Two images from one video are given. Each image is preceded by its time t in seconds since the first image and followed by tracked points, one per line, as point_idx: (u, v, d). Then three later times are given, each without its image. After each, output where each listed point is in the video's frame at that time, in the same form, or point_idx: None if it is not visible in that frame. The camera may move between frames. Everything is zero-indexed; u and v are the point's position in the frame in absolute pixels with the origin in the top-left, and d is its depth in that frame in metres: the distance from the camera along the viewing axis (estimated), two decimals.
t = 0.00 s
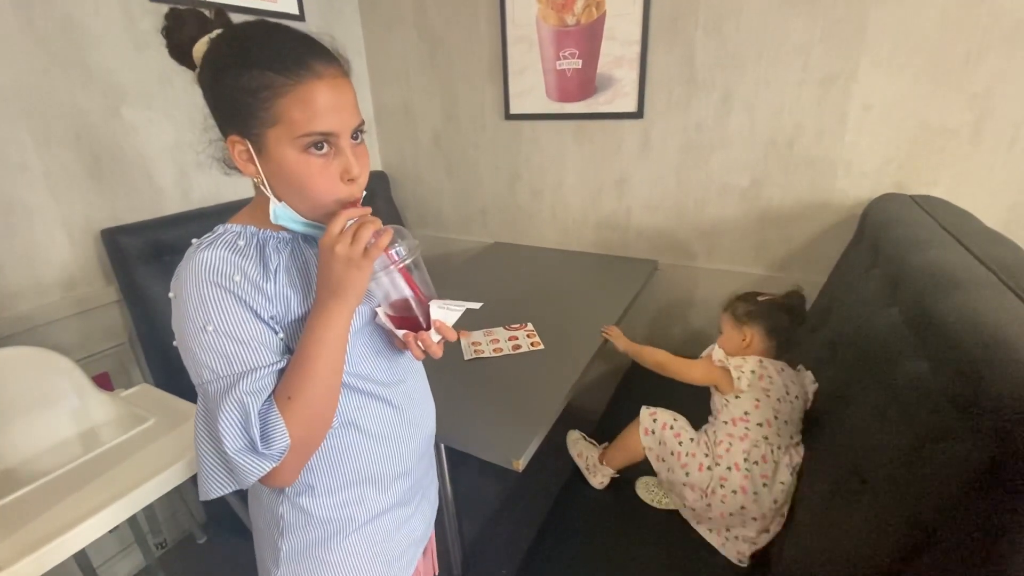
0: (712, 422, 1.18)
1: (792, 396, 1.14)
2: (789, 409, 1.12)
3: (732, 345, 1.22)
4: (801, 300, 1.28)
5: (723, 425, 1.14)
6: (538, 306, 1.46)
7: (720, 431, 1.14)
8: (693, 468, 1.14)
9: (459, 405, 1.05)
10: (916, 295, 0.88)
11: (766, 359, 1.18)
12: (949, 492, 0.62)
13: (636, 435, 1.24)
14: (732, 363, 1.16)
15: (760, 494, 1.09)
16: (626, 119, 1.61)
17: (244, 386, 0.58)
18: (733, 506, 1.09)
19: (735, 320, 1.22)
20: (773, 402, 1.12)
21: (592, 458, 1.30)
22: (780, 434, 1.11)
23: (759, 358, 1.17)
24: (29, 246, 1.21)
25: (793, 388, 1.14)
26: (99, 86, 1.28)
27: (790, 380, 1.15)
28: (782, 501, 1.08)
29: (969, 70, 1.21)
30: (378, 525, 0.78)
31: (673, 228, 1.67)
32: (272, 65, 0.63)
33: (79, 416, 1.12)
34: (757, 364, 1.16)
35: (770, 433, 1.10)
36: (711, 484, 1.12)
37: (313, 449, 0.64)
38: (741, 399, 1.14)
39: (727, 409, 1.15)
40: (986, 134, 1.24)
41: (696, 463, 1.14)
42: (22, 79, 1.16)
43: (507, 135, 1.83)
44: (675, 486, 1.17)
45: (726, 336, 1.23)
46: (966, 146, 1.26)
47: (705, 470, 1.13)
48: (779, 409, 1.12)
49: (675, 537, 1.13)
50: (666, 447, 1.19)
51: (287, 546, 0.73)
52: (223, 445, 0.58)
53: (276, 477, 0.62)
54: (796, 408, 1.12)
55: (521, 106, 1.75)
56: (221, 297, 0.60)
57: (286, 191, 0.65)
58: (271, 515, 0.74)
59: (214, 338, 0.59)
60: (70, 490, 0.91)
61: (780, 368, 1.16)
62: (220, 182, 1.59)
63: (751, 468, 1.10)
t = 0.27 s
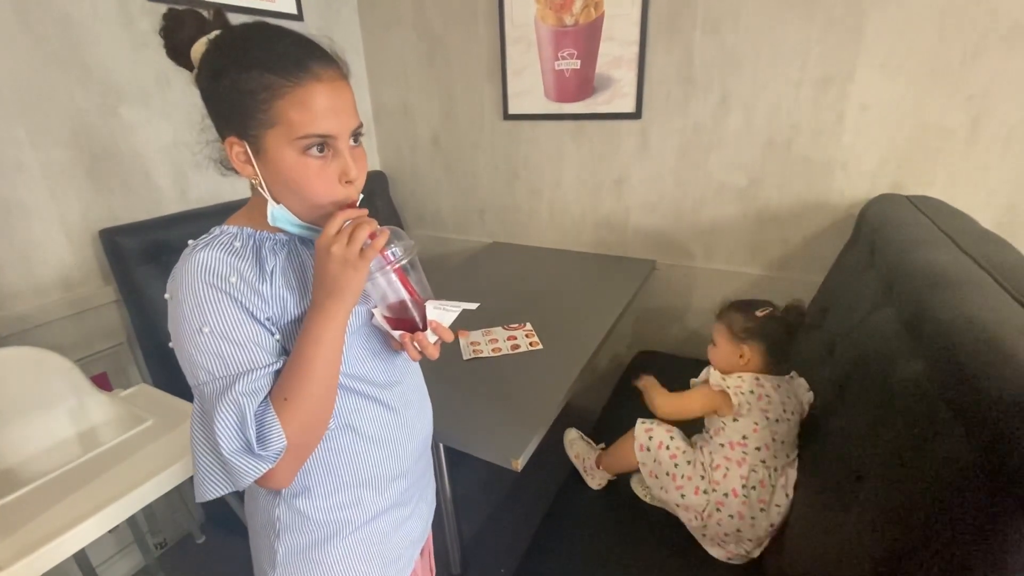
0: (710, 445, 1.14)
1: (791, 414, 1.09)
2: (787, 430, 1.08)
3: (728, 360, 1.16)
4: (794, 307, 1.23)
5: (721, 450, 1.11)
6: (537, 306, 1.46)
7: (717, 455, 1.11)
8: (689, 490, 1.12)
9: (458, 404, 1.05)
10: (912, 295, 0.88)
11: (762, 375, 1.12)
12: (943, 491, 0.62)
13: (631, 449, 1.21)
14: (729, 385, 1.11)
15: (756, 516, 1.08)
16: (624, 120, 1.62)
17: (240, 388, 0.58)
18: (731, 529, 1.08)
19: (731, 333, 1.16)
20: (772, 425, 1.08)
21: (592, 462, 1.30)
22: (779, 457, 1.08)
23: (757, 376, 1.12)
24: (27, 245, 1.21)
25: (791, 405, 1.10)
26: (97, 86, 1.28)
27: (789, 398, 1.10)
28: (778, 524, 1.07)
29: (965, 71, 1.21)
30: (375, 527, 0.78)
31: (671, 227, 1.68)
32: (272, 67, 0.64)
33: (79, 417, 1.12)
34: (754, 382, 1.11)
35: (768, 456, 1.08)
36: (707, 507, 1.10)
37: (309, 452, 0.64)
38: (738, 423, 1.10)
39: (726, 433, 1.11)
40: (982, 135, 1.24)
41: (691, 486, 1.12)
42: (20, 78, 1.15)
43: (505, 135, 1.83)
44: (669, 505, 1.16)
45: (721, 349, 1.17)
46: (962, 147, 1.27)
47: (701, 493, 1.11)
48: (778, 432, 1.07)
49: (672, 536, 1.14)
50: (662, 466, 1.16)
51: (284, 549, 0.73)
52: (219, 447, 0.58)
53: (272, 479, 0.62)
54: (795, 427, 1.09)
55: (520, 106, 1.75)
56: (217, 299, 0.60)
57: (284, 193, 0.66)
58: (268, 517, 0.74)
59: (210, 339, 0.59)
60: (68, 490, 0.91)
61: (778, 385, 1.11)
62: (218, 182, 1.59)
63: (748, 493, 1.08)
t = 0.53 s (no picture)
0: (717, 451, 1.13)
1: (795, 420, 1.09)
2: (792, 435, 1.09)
3: (744, 368, 1.12)
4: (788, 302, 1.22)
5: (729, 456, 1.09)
6: (535, 306, 1.47)
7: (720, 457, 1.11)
8: (688, 490, 1.11)
9: (456, 404, 1.05)
10: (908, 295, 0.89)
11: (776, 385, 1.10)
12: (938, 490, 0.63)
13: (631, 448, 1.21)
14: (751, 399, 1.07)
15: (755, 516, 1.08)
16: (622, 119, 1.62)
17: (237, 389, 0.58)
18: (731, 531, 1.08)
19: (751, 341, 1.11)
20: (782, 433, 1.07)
21: (590, 460, 1.30)
22: (782, 461, 1.08)
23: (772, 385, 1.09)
24: (23, 246, 1.20)
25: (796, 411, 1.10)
26: (93, 85, 1.28)
27: (795, 405, 1.10)
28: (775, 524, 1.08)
29: (961, 72, 1.22)
30: (372, 528, 0.78)
31: (668, 227, 1.68)
32: (270, 67, 0.64)
33: (77, 417, 1.12)
34: (771, 394, 1.08)
35: (771, 460, 1.08)
36: (707, 506, 1.10)
37: (306, 453, 0.64)
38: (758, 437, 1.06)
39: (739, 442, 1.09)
40: (978, 135, 1.25)
41: (691, 485, 1.11)
42: (16, 78, 1.15)
43: (503, 134, 1.83)
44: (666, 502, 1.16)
45: (739, 358, 1.12)
46: (958, 147, 1.28)
47: (700, 493, 1.10)
48: (784, 439, 1.08)
49: (669, 535, 1.14)
50: (662, 465, 1.16)
51: (280, 550, 0.73)
52: (216, 448, 0.58)
53: (269, 480, 0.63)
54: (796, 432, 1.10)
55: (518, 106, 1.75)
56: (213, 300, 0.60)
57: (281, 194, 0.66)
58: (264, 517, 0.74)
59: (207, 340, 0.59)
60: (65, 491, 0.91)
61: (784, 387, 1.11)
62: (216, 182, 1.58)
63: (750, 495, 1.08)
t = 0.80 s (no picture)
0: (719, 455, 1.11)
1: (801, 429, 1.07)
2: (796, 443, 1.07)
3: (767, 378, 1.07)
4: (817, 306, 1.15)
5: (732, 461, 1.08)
6: (532, 305, 1.47)
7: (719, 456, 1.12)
8: (683, 486, 1.12)
9: (453, 402, 1.06)
10: (903, 293, 0.89)
11: (794, 395, 1.05)
12: (932, 488, 0.63)
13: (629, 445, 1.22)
14: (769, 411, 1.02)
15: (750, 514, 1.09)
16: (619, 118, 1.62)
17: (231, 388, 0.58)
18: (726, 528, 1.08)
19: (780, 351, 1.05)
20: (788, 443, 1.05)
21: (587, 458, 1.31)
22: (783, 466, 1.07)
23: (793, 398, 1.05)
24: (18, 244, 1.20)
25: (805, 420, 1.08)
26: (88, 83, 1.27)
27: (806, 413, 1.07)
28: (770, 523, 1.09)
29: (956, 70, 1.22)
30: (368, 527, 0.78)
31: (665, 226, 1.68)
32: (264, 64, 0.63)
33: (72, 417, 1.12)
34: (790, 408, 1.03)
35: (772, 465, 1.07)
36: (702, 503, 1.10)
37: (302, 452, 0.64)
38: (766, 447, 1.04)
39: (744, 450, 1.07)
40: (973, 134, 1.25)
41: (686, 481, 1.12)
42: (10, 76, 1.14)
43: (501, 133, 1.83)
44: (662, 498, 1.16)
45: (764, 367, 1.06)
46: (953, 146, 1.28)
47: (696, 489, 1.11)
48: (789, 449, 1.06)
49: (666, 532, 1.14)
50: (658, 460, 1.17)
51: (276, 549, 0.73)
52: (211, 447, 0.58)
53: (264, 479, 0.62)
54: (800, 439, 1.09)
55: (515, 105, 1.75)
56: (207, 298, 0.60)
57: (275, 192, 0.65)
58: (259, 516, 0.74)
59: (201, 339, 0.59)
60: (60, 490, 0.91)
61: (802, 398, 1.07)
62: (212, 181, 1.58)
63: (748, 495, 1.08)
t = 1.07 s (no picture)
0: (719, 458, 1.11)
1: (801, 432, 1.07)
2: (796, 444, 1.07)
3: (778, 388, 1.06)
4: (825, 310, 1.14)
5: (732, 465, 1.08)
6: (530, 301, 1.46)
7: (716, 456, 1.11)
8: (680, 484, 1.12)
9: (450, 399, 1.05)
10: (902, 288, 0.89)
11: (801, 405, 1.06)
12: (929, 482, 0.63)
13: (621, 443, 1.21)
14: (780, 424, 1.03)
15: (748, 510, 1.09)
16: (617, 114, 1.61)
17: (225, 383, 0.58)
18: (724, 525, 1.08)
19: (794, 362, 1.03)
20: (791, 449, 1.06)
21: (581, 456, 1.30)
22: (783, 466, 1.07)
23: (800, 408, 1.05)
24: (11, 241, 1.19)
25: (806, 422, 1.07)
26: (82, 78, 1.26)
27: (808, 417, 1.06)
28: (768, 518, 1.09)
29: (954, 66, 1.22)
30: (364, 523, 0.78)
31: (663, 222, 1.68)
32: (259, 56, 0.63)
33: (67, 414, 1.11)
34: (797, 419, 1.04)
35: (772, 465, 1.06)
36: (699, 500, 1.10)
37: (297, 448, 0.63)
38: (771, 455, 1.04)
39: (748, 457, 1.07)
40: (971, 129, 1.25)
41: (683, 480, 1.12)
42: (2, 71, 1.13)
43: (498, 129, 1.82)
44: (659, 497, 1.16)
45: (775, 377, 1.05)
46: (951, 141, 1.28)
47: (693, 487, 1.11)
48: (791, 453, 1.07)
49: (664, 528, 1.14)
50: (653, 461, 1.16)
51: (270, 546, 0.73)
52: (205, 443, 0.58)
53: (259, 475, 0.62)
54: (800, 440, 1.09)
55: (512, 101, 1.74)
56: (200, 292, 0.60)
57: (269, 185, 0.65)
58: (254, 513, 0.74)
59: (195, 333, 0.59)
60: (55, 488, 0.90)
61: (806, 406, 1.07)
62: (208, 177, 1.57)
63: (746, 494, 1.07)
